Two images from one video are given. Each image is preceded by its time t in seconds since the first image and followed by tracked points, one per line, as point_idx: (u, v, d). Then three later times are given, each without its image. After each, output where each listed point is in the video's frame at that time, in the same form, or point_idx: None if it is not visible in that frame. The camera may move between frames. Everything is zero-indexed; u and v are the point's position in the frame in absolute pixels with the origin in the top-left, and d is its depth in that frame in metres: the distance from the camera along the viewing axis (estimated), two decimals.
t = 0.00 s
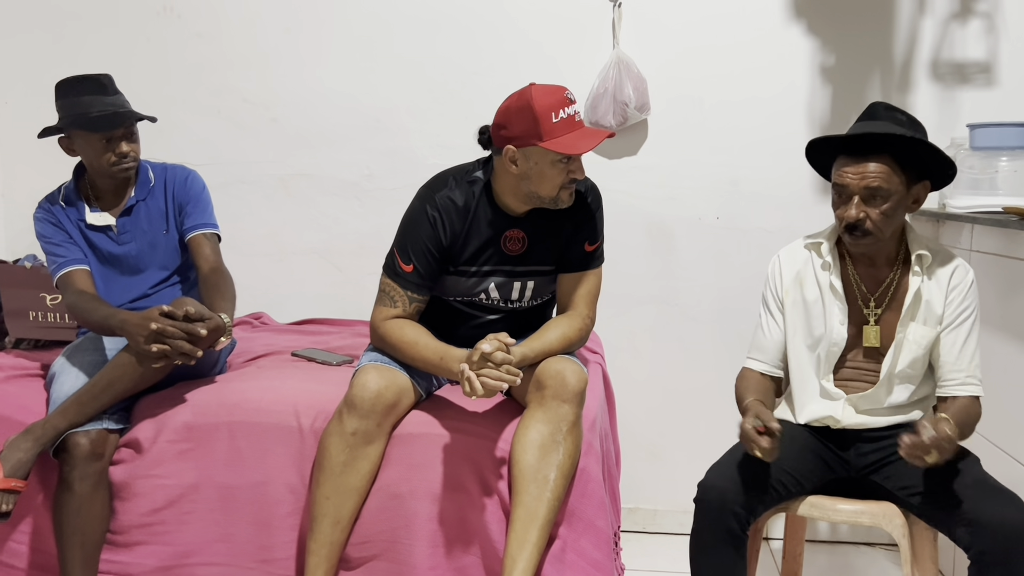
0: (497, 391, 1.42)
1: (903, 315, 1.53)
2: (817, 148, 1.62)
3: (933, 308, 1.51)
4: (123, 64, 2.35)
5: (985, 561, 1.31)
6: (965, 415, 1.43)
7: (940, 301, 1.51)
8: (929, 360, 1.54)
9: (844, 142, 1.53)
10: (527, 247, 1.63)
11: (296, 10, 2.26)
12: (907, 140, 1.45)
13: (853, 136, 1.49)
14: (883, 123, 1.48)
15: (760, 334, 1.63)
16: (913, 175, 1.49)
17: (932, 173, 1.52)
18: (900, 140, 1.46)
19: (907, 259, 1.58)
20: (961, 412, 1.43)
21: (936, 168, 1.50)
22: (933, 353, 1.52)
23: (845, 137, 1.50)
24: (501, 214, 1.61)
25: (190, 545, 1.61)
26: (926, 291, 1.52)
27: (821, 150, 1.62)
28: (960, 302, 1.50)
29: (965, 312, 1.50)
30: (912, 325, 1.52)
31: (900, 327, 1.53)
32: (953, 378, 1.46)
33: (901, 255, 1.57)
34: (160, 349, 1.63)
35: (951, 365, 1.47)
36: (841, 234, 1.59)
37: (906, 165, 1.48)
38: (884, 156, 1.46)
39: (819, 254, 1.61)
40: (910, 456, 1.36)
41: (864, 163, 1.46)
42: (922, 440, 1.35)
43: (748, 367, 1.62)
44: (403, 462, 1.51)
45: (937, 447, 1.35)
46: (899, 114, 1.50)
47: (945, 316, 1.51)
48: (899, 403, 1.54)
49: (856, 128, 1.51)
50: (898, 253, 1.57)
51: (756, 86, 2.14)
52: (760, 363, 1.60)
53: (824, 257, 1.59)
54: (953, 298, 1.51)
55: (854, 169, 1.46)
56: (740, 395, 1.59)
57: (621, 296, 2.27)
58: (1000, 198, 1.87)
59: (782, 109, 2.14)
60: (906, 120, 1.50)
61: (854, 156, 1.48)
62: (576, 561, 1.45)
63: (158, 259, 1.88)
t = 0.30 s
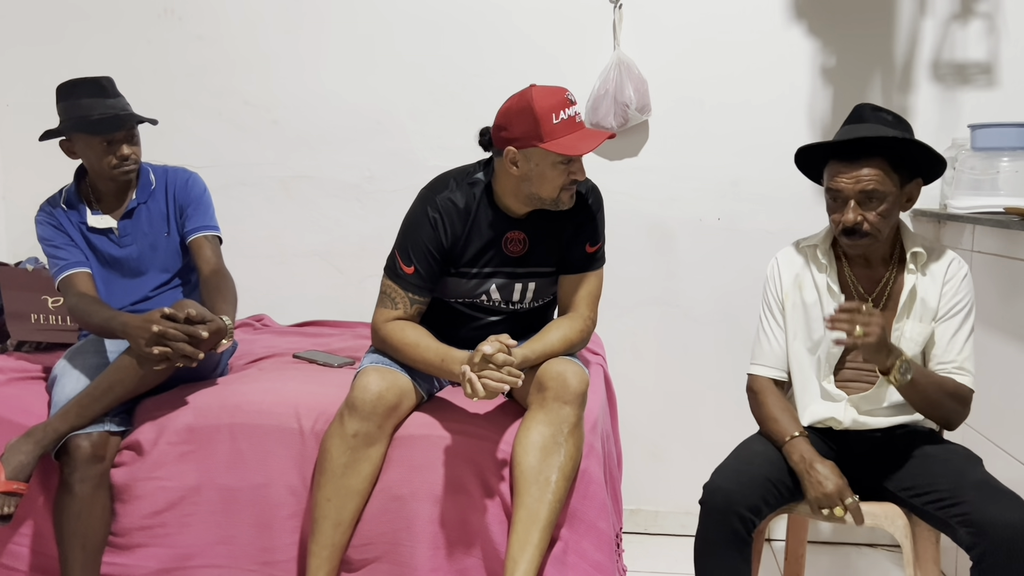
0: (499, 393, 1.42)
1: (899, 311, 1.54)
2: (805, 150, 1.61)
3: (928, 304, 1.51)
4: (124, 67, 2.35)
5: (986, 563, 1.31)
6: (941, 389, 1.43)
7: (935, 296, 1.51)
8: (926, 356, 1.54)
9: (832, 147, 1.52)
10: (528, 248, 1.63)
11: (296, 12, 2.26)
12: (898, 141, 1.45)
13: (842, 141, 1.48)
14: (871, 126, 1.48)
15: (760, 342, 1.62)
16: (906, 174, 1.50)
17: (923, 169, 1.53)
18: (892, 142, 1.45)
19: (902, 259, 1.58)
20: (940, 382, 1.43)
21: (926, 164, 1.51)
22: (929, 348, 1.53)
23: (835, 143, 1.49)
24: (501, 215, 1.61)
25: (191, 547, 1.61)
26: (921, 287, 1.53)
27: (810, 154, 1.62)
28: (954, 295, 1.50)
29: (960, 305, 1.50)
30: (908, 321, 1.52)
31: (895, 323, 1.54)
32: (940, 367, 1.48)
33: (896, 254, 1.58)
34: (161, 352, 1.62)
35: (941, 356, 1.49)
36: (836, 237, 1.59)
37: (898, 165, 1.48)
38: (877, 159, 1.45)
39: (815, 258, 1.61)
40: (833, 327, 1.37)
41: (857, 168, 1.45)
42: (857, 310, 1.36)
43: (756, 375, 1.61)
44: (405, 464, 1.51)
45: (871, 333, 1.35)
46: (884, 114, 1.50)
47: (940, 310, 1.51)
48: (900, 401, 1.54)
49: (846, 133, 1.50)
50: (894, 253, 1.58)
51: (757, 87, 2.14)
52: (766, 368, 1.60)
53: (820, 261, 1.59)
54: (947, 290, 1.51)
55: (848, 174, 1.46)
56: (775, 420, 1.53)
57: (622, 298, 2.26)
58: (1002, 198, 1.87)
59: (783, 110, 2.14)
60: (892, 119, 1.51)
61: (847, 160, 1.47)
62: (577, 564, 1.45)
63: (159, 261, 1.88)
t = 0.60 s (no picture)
0: (499, 396, 1.42)
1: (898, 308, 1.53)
2: (803, 152, 1.62)
3: (927, 301, 1.51)
4: (126, 69, 2.35)
5: (987, 565, 1.30)
6: (949, 376, 1.42)
7: (935, 292, 1.51)
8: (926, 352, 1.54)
9: (830, 147, 1.52)
10: (528, 249, 1.63)
11: (298, 15, 2.26)
12: (895, 140, 1.45)
13: (840, 140, 1.49)
14: (867, 125, 1.48)
15: (760, 342, 1.63)
16: (904, 173, 1.50)
17: (920, 168, 1.54)
18: (889, 141, 1.46)
19: (900, 258, 1.58)
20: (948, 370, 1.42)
21: (923, 163, 1.52)
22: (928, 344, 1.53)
23: (833, 143, 1.49)
24: (501, 215, 1.61)
25: (194, 549, 1.61)
26: (920, 285, 1.52)
27: (807, 156, 1.62)
28: (954, 291, 1.50)
29: (960, 300, 1.50)
30: (908, 319, 1.52)
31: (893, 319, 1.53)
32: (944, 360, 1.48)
33: (893, 254, 1.58)
34: (163, 354, 1.63)
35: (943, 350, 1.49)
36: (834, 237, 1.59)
37: (896, 164, 1.48)
38: (875, 158, 1.45)
39: (813, 258, 1.61)
40: (847, 293, 1.38)
41: (855, 167, 1.45)
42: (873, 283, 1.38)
43: (758, 376, 1.62)
44: (407, 466, 1.51)
45: (885, 301, 1.37)
46: (881, 113, 1.51)
47: (940, 306, 1.51)
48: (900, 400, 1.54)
49: (844, 133, 1.50)
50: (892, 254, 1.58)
51: (758, 87, 2.14)
52: (767, 369, 1.61)
53: (818, 260, 1.59)
54: (947, 286, 1.51)
55: (847, 172, 1.46)
56: (775, 422, 1.53)
57: (623, 299, 2.27)
58: (1003, 198, 1.87)
59: (784, 111, 2.14)
60: (889, 119, 1.51)
61: (845, 159, 1.48)
62: (579, 565, 1.45)
63: (161, 263, 1.89)
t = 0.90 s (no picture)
0: (501, 398, 1.42)
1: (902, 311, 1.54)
2: (810, 152, 1.62)
3: (932, 303, 1.51)
4: (127, 71, 2.36)
5: (990, 565, 1.30)
6: (958, 377, 1.42)
7: (940, 294, 1.51)
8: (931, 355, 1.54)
9: (839, 145, 1.53)
10: (528, 248, 1.63)
11: (299, 16, 2.26)
12: (904, 140, 1.45)
13: (849, 140, 1.49)
14: (877, 125, 1.48)
15: (764, 342, 1.63)
16: (910, 174, 1.50)
17: (926, 170, 1.54)
18: (898, 141, 1.46)
19: (906, 259, 1.58)
20: (957, 372, 1.42)
21: (931, 166, 1.52)
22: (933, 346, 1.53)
23: (842, 141, 1.49)
24: (502, 215, 1.62)
25: (197, 551, 1.61)
26: (925, 287, 1.52)
27: (816, 154, 1.62)
28: (959, 293, 1.50)
29: (966, 303, 1.50)
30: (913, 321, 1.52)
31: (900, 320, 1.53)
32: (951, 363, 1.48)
33: (899, 255, 1.58)
34: (166, 355, 1.63)
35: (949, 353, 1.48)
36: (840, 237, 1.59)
37: (903, 165, 1.48)
38: (883, 158, 1.46)
39: (819, 257, 1.61)
40: (861, 292, 1.39)
41: (863, 167, 1.45)
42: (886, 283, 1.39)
43: (761, 376, 1.62)
44: (410, 468, 1.51)
45: (897, 300, 1.38)
46: (890, 115, 1.51)
47: (946, 308, 1.51)
48: (903, 401, 1.54)
49: (852, 133, 1.50)
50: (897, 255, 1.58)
51: (759, 88, 2.14)
52: (771, 369, 1.60)
53: (823, 259, 1.59)
54: (952, 288, 1.51)
55: (854, 172, 1.46)
56: (778, 424, 1.53)
57: (625, 300, 2.27)
58: (1005, 199, 1.87)
59: (785, 112, 2.14)
60: (898, 120, 1.51)
61: (853, 159, 1.48)
62: (582, 566, 1.45)
63: (163, 265, 1.89)
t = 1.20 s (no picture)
0: (501, 399, 1.42)
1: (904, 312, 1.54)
2: (816, 150, 1.62)
3: (934, 305, 1.51)
4: (128, 71, 2.36)
5: (991, 565, 1.30)
6: (957, 380, 1.42)
7: (942, 295, 1.51)
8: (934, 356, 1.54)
9: (845, 144, 1.52)
10: (528, 249, 1.63)
11: (300, 17, 2.27)
12: (909, 140, 1.45)
13: (855, 139, 1.49)
14: (883, 125, 1.48)
15: (766, 342, 1.63)
16: (914, 174, 1.50)
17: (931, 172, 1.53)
18: (903, 141, 1.46)
19: (908, 260, 1.58)
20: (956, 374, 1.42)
21: (935, 168, 1.52)
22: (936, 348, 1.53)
23: (847, 140, 1.49)
24: (502, 216, 1.62)
25: (198, 551, 1.61)
26: (927, 288, 1.52)
27: (821, 153, 1.62)
28: (961, 295, 1.50)
29: (968, 305, 1.50)
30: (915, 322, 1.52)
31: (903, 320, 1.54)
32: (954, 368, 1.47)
33: (902, 256, 1.58)
34: (167, 356, 1.63)
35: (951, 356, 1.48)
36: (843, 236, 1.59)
37: (908, 166, 1.48)
38: (888, 158, 1.45)
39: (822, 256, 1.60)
40: (859, 296, 1.40)
41: (868, 165, 1.45)
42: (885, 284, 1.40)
43: (763, 375, 1.62)
44: (410, 468, 1.51)
45: (896, 301, 1.38)
46: (896, 115, 1.51)
47: (948, 309, 1.51)
48: (904, 402, 1.54)
49: (857, 132, 1.50)
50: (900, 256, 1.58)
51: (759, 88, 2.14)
52: (772, 368, 1.60)
53: (826, 259, 1.59)
54: (954, 290, 1.51)
55: (859, 171, 1.46)
56: (778, 424, 1.53)
57: (626, 300, 2.27)
58: (1006, 199, 1.86)
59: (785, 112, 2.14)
60: (903, 121, 1.51)
61: (858, 157, 1.48)
62: (582, 566, 1.45)
63: (164, 266, 1.89)
